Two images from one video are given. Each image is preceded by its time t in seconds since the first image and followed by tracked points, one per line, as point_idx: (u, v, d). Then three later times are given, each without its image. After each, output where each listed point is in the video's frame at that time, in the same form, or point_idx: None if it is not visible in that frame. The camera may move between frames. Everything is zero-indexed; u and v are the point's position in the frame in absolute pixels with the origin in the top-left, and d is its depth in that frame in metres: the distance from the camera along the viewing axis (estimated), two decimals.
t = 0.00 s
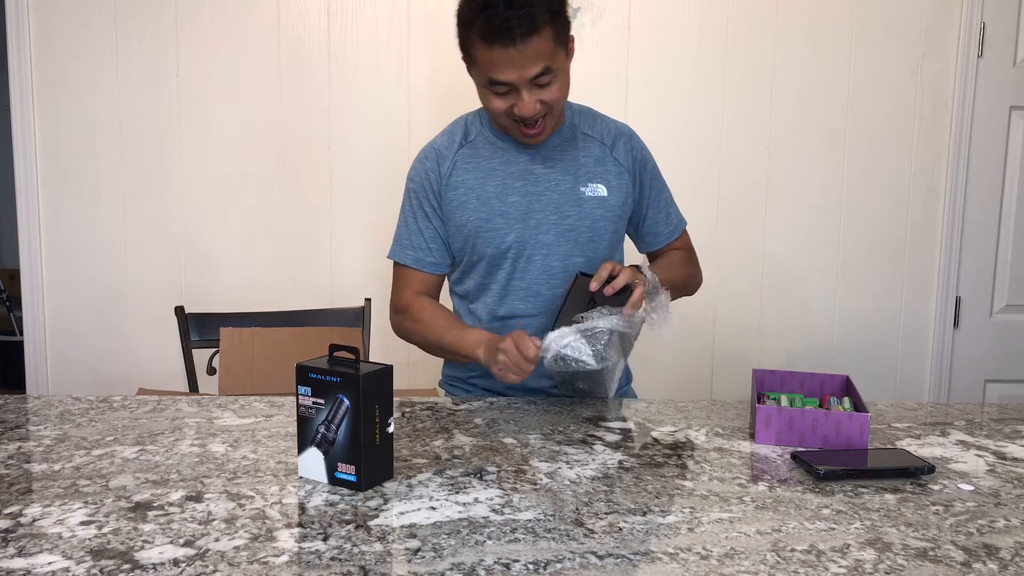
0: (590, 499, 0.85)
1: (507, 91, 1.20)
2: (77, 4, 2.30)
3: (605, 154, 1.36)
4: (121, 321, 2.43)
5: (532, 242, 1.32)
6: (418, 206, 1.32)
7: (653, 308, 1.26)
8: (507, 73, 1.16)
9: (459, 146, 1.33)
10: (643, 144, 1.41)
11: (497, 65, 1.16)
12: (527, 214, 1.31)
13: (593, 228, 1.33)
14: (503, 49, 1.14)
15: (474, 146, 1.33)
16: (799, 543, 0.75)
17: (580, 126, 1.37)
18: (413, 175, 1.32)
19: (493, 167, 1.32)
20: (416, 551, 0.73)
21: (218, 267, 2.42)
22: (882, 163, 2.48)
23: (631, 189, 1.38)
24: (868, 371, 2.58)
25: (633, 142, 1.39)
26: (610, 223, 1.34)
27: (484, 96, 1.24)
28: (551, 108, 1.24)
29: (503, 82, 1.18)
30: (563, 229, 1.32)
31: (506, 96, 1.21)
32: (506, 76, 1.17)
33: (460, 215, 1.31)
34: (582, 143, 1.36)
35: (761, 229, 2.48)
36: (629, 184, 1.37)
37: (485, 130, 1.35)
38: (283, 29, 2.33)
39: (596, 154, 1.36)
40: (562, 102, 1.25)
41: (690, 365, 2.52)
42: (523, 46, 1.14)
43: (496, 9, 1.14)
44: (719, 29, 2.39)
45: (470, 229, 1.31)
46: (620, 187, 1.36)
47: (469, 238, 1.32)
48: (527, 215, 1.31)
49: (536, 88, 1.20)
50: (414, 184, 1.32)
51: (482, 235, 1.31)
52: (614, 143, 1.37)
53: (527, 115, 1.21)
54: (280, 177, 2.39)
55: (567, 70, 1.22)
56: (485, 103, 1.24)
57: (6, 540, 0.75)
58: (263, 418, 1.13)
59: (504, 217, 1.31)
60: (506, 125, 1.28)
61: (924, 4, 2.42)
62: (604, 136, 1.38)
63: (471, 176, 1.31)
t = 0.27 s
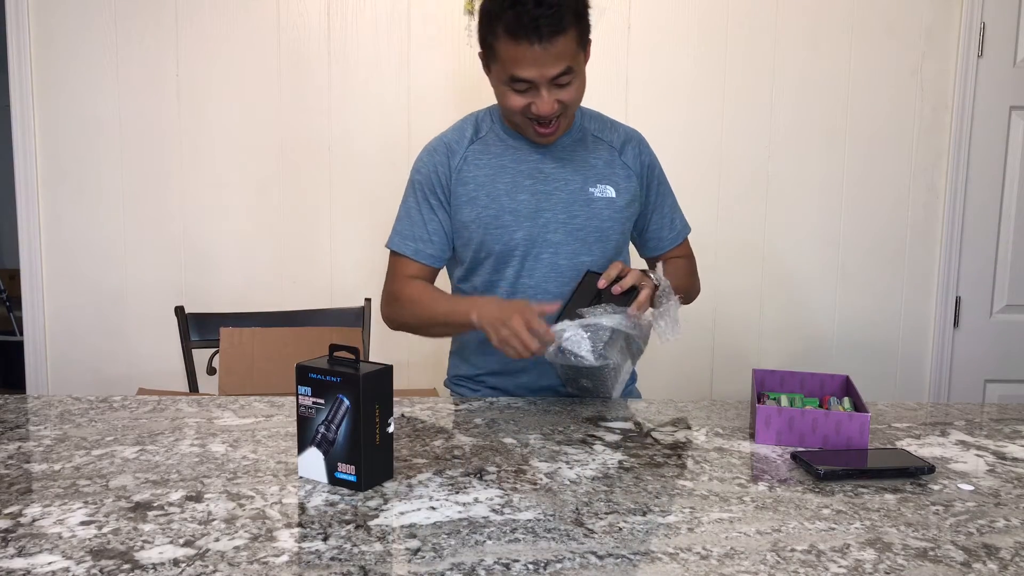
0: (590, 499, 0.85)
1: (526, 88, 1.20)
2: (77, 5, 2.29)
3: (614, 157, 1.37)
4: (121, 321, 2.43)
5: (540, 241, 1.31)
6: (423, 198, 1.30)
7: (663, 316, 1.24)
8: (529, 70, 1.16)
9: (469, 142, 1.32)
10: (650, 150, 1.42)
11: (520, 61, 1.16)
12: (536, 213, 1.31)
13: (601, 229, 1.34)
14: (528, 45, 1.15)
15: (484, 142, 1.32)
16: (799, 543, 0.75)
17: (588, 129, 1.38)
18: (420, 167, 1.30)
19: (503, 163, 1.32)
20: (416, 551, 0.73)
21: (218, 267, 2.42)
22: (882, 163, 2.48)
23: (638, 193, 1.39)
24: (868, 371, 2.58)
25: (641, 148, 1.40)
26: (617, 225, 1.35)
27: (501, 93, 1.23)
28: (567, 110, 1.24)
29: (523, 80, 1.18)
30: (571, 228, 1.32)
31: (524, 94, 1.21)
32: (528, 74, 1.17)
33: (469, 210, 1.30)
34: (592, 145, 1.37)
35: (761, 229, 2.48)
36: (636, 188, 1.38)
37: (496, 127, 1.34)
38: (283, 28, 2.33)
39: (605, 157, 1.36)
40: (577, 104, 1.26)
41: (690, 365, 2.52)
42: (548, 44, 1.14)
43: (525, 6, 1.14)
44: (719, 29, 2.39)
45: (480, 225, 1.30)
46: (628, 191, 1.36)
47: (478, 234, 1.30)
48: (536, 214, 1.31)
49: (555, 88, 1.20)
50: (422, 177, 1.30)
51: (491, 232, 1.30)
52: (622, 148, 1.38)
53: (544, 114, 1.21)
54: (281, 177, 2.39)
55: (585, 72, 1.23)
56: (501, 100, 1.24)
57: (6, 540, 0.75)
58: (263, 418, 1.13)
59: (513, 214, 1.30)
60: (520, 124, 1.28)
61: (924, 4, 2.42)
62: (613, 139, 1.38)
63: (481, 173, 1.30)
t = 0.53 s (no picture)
0: (590, 499, 0.85)
1: (529, 89, 1.20)
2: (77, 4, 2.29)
3: (620, 159, 1.37)
4: (121, 321, 2.43)
5: (545, 239, 1.31)
6: (424, 189, 1.29)
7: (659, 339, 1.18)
8: (532, 71, 1.17)
9: (478, 139, 1.32)
10: (657, 154, 1.42)
11: (523, 62, 1.17)
12: (541, 211, 1.31)
13: (606, 228, 1.34)
14: (531, 47, 1.15)
15: (491, 139, 1.33)
16: (799, 543, 0.75)
17: (595, 130, 1.38)
18: (427, 159, 1.30)
19: (509, 161, 1.32)
20: (416, 551, 0.73)
21: (218, 266, 2.42)
22: (882, 162, 2.48)
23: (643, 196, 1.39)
24: (868, 371, 2.57)
25: (648, 151, 1.40)
26: (622, 226, 1.35)
27: (505, 92, 1.24)
28: (571, 110, 1.24)
29: (527, 80, 1.18)
30: (575, 227, 1.32)
31: (528, 93, 1.22)
32: (530, 75, 1.17)
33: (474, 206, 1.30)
34: (598, 147, 1.37)
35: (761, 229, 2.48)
36: (642, 190, 1.38)
37: (504, 126, 1.34)
38: (283, 28, 2.33)
39: (610, 158, 1.36)
40: (582, 104, 1.26)
41: (690, 365, 2.52)
42: (551, 46, 1.15)
43: (528, 7, 1.14)
44: (719, 28, 2.39)
45: (485, 221, 1.30)
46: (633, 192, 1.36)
47: (483, 231, 1.31)
48: (541, 212, 1.31)
49: (558, 89, 1.20)
50: (426, 167, 1.29)
51: (496, 228, 1.30)
52: (629, 150, 1.38)
53: (547, 115, 1.21)
54: (281, 177, 2.39)
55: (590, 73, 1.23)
56: (506, 99, 1.24)
57: (6, 540, 0.75)
58: (263, 418, 1.13)
59: (519, 212, 1.31)
60: (524, 122, 1.28)
61: (924, 4, 2.42)
62: (619, 141, 1.38)
63: (489, 169, 1.31)
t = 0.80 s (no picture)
0: (590, 499, 0.85)
1: (525, 88, 1.21)
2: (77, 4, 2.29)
3: (619, 158, 1.37)
4: (121, 321, 2.43)
5: (546, 239, 1.31)
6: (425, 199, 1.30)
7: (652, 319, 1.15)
8: (526, 69, 1.17)
9: (474, 144, 1.32)
10: (657, 154, 1.42)
11: (517, 61, 1.17)
12: (541, 211, 1.31)
13: (608, 228, 1.33)
14: (524, 46, 1.15)
15: (489, 143, 1.33)
16: (799, 543, 0.75)
17: (593, 130, 1.38)
18: (425, 169, 1.30)
19: (508, 163, 1.32)
20: (416, 551, 0.73)
21: (219, 266, 2.42)
22: (882, 162, 2.48)
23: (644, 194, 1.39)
24: (869, 371, 2.57)
25: (647, 150, 1.40)
26: (624, 225, 1.34)
27: (501, 93, 1.24)
28: (567, 109, 1.24)
29: (522, 79, 1.19)
30: (577, 226, 1.32)
31: (524, 92, 1.22)
32: (524, 74, 1.18)
33: (474, 211, 1.30)
34: (597, 146, 1.37)
35: (761, 229, 2.48)
36: (643, 189, 1.38)
37: (501, 129, 1.34)
38: (283, 28, 2.33)
39: (609, 158, 1.36)
40: (579, 103, 1.26)
41: (690, 365, 2.52)
42: (544, 44, 1.15)
43: (520, 6, 1.15)
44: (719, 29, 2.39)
45: (485, 224, 1.30)
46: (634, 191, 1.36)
47: (483, 234, 1.31)
48: (541, 212, 1.31)
49: (553, 87, 1.20)
50: (425, 177, 1.30)
51: (496, 230, 1.30)
52: (629, 149, 1.38)
53: (543, 113, 1.21)
54: (281, 177, 2.39)
55: (586, 71, 1.23)
56: (502, 99, 1.25)
57: (6, 540, 0.74)
58: (263, 418, 1.13)
59: (520, 213, 1.30)
60: (522, 122, 1.29)
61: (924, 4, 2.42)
62: (617, 140, 1.38)
63: (488, 173, 1.31)
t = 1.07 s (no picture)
0: (590, 499, 0.85)
1: (538, 77, 1.22)
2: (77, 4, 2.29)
3: (615, 157, 1.36)
4: (122, 321, 2.43)
5: (539, 239, 1.31)
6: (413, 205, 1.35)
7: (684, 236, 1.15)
8: (543, 56, 1.20)
9: (462, 147, 1.33)
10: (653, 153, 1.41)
11: (532, 48, 1.20)
12: (534, 211, 1.31)
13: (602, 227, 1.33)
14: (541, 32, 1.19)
15: (481, 145, 1.33)
16: (799, 543, 0.75)
17: (590, 128, 1.37)
18: (413, 175, 1.34)
19: (500, 165, 1.33)
20: (416, 551, 0.73)
21: (219, 266, 2.42)
22: (882, 162, 2.48)
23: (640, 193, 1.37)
24: (869, 371, 2.57)
25: (644, 149, 1.39)
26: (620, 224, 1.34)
27: (510, 86, 1.25)
28: (575, 103, 1.27)
29: (537, 65, 1.21)
30: (571, 226, 1.31)
31: (536, 83, 1.23)
32: (541, 59, 1.20)
33: (463, 213, 1.32)
34: (592, 145, 1.36)
35: (761, 229, 2.48)
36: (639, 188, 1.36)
37: (493, 127, 1.35)
38: (283, 28, 2.33)
39: (604, 157, 1.36)
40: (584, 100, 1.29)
41: (690, 365, 2.52)
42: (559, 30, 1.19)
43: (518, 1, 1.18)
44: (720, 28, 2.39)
45: (474, 226, 1.31)
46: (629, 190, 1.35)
47: (475, 236, 1.32)
48: (534, 213, 1.31)
49: (565, 78, 1.23)
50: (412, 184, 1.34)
51: (484, 232, 1.31)
52: (624, 148, 1.38)
53: (556, 101, 1.22)
54: (281, 176, 2.39)
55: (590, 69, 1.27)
56: (511, 93, 1.26)
57: (6, 540, 0.75)
58: (263, 418, 1.13)
59: (511, 214, 1.31)
60: (527, 120, 1.29)
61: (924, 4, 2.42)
62: (611, 139, 1.38)
63: (474, 176, 1.32)
